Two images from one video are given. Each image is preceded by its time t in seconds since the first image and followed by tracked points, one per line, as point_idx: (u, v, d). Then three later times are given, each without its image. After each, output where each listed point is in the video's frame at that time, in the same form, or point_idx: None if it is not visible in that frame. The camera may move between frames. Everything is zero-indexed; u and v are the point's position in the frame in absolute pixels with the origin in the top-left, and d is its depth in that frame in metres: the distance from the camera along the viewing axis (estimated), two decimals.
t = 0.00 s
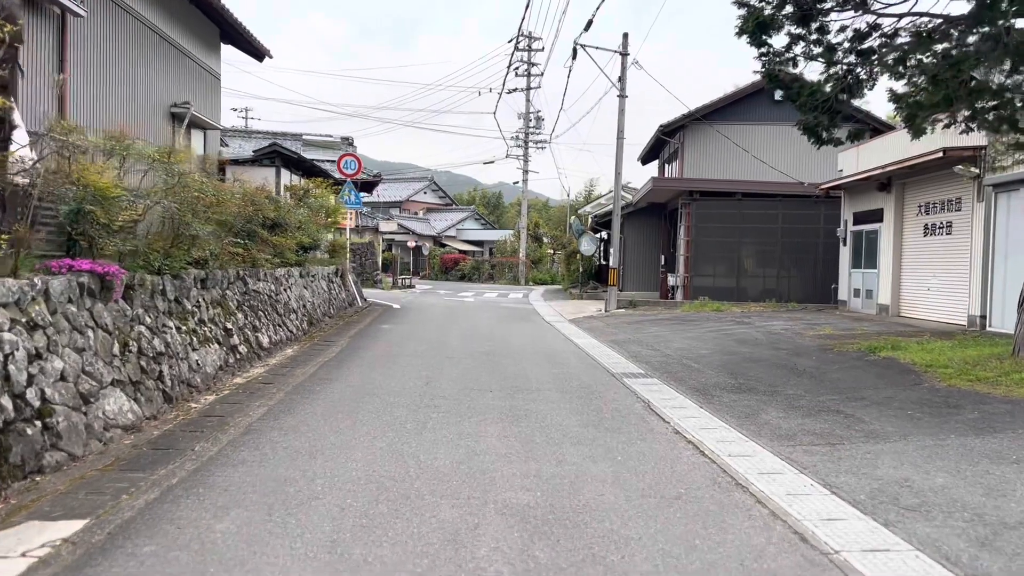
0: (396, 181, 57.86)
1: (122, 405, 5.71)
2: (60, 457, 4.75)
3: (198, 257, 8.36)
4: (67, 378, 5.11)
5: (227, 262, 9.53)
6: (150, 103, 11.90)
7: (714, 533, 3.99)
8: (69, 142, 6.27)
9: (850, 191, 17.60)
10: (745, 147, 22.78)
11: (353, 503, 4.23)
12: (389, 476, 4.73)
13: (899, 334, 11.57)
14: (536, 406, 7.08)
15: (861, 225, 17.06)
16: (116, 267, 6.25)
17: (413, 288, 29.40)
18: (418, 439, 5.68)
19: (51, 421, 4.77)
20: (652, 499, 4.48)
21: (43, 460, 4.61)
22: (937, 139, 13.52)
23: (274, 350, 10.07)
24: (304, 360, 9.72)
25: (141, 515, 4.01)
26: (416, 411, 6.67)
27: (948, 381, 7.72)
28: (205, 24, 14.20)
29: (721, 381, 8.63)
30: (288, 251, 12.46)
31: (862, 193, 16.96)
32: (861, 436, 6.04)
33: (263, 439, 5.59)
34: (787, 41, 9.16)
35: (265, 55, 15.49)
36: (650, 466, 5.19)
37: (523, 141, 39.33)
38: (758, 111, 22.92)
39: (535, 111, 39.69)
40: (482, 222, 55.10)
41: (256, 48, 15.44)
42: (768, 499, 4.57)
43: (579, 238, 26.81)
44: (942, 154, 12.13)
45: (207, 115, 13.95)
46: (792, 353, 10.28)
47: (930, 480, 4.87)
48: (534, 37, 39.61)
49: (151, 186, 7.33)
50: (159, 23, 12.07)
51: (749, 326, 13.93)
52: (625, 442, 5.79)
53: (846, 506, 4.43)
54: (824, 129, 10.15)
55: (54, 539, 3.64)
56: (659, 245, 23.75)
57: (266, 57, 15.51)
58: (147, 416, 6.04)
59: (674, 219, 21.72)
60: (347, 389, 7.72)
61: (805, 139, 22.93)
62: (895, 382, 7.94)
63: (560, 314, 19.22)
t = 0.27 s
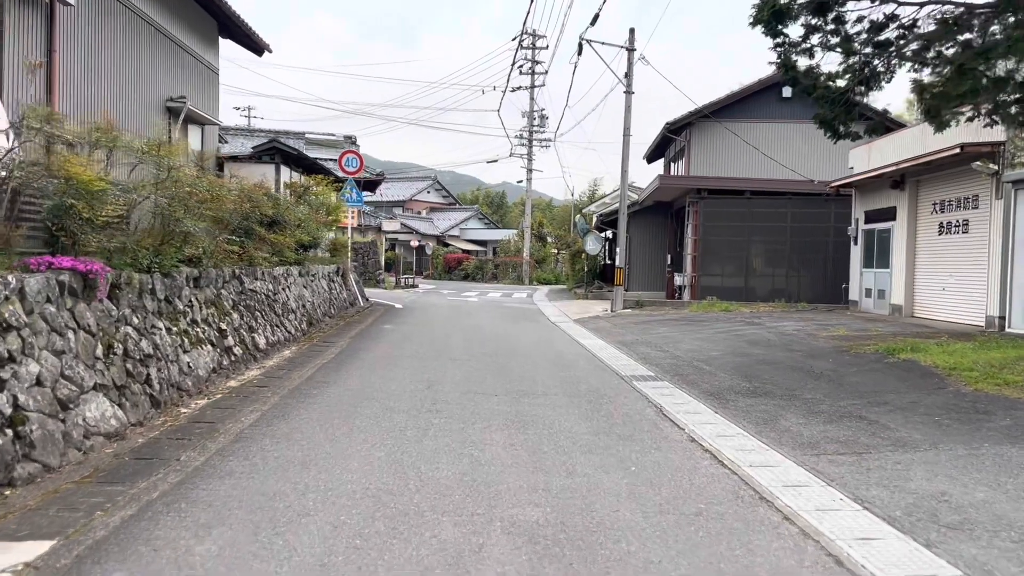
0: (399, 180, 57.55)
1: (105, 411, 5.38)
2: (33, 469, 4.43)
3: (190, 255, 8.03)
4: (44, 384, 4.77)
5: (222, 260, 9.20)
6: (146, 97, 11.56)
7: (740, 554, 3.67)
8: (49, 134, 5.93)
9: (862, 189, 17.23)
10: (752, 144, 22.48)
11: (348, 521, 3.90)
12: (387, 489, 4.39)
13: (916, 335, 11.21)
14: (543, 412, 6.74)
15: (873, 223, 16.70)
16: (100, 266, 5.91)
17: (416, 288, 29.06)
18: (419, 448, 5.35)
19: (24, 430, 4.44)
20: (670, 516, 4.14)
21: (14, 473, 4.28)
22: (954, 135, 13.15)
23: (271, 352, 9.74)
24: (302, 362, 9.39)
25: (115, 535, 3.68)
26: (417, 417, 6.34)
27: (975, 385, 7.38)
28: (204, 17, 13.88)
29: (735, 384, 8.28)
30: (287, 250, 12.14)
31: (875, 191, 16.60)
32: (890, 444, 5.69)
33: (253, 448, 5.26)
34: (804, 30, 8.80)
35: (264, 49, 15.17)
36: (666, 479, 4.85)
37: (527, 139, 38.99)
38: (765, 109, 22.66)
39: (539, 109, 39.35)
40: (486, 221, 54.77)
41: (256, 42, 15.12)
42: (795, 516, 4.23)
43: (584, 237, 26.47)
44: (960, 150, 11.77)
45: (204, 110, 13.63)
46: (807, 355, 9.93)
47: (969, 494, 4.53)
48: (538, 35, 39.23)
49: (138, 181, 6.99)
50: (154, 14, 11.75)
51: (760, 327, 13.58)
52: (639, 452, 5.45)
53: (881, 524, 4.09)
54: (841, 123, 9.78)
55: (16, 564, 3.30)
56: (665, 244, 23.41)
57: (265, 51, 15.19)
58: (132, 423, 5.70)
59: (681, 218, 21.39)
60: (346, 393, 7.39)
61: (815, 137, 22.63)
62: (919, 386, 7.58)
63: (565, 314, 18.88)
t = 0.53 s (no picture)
0: (401, 180, 57.22)
1: (84, 422, 5.04)
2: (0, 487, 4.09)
3: (181, 256, 7.71)
4: (17, 394, 4.43)
5: (215, 261, 8.88)
6: (138, 93, 11.24)
7: None
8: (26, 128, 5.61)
9: (873, 188, 16.88)
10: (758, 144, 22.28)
11: (338, 548, 3.57)
12: (382, 511, 4.06)
13: (933, 339, 10.86)
14: (548, 422, 6.41)
15: (885, 223, 16.34)
16: (82, 267, 5.58)
17: (418, 288, 28.70)
18: (418, 463, 5.02)
19: None
20: (689, 542, 3.80)
21: None
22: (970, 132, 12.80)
23: (266, 356, 9.41)
24: (299, 367, 9.06)
25: (82, 565, 3.35)
26: (416, 428, 6.01)
27: (1002, 393, 7.03)
28: (201, 12, 13.57)
29: (749, 391, 7.94)
30: (284, 250, 11.82)
31: (886, 190, 16.24)
32: (919, 459, 5.34)
33: (240, 462, 4.94)
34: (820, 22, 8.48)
35: (263, 45, 14.86)
36: (682, 498, 4.52)
37: (530, 138, 38.65)
38: (772, 108, 22.41)
39: (542, 108, 39.02)
40: (488, 221, 54.44)
41: (254, 38, 14.81)
42: (825, 541, 3.90)
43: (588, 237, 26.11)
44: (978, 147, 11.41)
45: (201, 107, 13.32)
46: (822, 360, 9.59)
47: (1010, 516, 4.19)
48: (542, 33, 38.92)
49: (123, 179, 6.67)
50: (148, 8, 11.43)
51: (770, 330, 13.23)
52: (652, 467, 5.12)
53: (920, 551, 3.76)
54: (858, 120, 9.43)
55: None
56: (670, 245, 23.07)
57: (264, 47, 14.88)
58: (114, 434, 5.38)
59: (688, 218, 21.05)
60: (342, 401, 7.07)
61: (823, 136, 22.41)
62: (942, 394, 7.24)
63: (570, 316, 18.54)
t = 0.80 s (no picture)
0: (404, 179, 56.86)
1: (56, 431, 4.69)
2: None
3: (168, 253, 7.37)
4: None
5: (205, 259, 8.54)
6: (130, 86, 10.89)
7: None
8: None
9: (884, 186, 16.52)
10: (765, 140, 22.01)
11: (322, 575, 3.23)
12: (373, 532, 3.73)
13: (950, 341, 10.49)
14: (552, 429, 6.07)
15: (897, 222, 15.98)
16: (57, 265, 5.22)
17: (420, 287, 28.35)
18: (413, 476, 4.67)
19: None
20: (709, 567, 3.45)
21: None
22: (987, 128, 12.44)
23: (260, 357, 9.08)
24: (293, 369, 8.72)
25: None
26: (413, 435, 5.67)
27: None
28: (196, 4, 13.22)
29: (762, 396, 7.58)
30: (280, 248, 11.48)
31: (898, 187, 15.87)
32: (949, 470, 5.00)
33: (223, 475, 4.60)
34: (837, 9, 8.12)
35: (259, 39, 14.51)
36: (698, 514, 4.18)
37: (533, 136, 38.28)
38: (779, 105, 22.14)
39: (546, 106, 38.66)
40: (492, 220, 54.07)
41: (251, 31, 14.46)
42: (857, 565, 3.56)
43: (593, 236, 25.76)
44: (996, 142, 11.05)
45: (196, 101, 12.99)
46: (837, 362, 9.23)
47: None
48: (545, 30, 38.54)
49: (105, 172, 6.33)
50: None
51: (780, 331, 12.88)
52: (665, 480, 4.77)
53: None
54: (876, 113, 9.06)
55: None
56: (675, 244, 22.73)
57: (262, 41, 14.54)
58: (89, 443, 5.03)
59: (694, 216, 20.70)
60: (336, 405, 6.73)
61: (831, 134, 22.07)
62: (967, 399, 6.88)
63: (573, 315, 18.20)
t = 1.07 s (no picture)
0: (406, 177, 56.52)
1: (28, 445, 4.36)
2: None
3: (156, 254, 7.04)
4: None
5: (197, 260, 8.21)
6: (123, 81, 10.57)
7: None
8: None
9: (896, 185, 16.16)
10: (772, 138, 21.68)
11: None
12: (367, 562, 3.40)
13: (970, 345, 10.14)
14: (559, 440, 5.74)
15: (909, 221, 15.62)
16: (34, 266, 4.89)
17: (422, 288, 28.01)
18: (412, 496, 4.34)
19: None
20: None
21: None
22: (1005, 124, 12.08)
23: (255, 362, 8.75)
24: (289, 375, 8.39)
25: None
26: (412, 449, 5.33)
27: None
28: None
29: (779, 404, 7.23)
30: (278, 248, 11.16)
31: (911, 186, 15.51)
32: (987, 488, 4.65)
33: (206, 494, 4.26)
34: None
35: (258, 33, 14.21)
36: (721, 540, 3.84)
37: (537, 135, 37.95)
38: (786, 102, 21.77)
39: (549, 104, 38.33)
40: (494, 219, 53.73)
41: (250, 25, 14.15)
42: None
43: (597, 235, 25.41)
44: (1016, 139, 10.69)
45: (192, 98, 12.67)
46: (855, 367, 8.88)
47: None
48: (548, 28, 38.19)
49: (87, 168, 6.01)
50: None
51: (792, 333, 12.52)
52: (682, 500, 4.44)
53: None
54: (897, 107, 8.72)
55: None
56: (681, 243, 22.39)
57: (260, 36, 14.24)
58: (66, 458, 4.70)
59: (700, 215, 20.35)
60: (332, 414, 6.40)
61: (839, 132, 21.72)
62: (997, 408, 6.53)
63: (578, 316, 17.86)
